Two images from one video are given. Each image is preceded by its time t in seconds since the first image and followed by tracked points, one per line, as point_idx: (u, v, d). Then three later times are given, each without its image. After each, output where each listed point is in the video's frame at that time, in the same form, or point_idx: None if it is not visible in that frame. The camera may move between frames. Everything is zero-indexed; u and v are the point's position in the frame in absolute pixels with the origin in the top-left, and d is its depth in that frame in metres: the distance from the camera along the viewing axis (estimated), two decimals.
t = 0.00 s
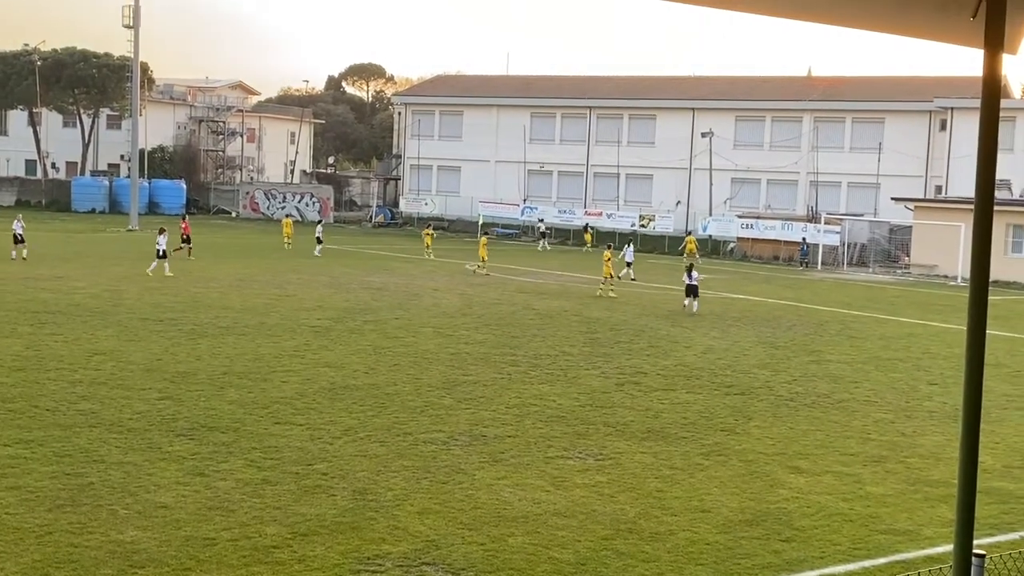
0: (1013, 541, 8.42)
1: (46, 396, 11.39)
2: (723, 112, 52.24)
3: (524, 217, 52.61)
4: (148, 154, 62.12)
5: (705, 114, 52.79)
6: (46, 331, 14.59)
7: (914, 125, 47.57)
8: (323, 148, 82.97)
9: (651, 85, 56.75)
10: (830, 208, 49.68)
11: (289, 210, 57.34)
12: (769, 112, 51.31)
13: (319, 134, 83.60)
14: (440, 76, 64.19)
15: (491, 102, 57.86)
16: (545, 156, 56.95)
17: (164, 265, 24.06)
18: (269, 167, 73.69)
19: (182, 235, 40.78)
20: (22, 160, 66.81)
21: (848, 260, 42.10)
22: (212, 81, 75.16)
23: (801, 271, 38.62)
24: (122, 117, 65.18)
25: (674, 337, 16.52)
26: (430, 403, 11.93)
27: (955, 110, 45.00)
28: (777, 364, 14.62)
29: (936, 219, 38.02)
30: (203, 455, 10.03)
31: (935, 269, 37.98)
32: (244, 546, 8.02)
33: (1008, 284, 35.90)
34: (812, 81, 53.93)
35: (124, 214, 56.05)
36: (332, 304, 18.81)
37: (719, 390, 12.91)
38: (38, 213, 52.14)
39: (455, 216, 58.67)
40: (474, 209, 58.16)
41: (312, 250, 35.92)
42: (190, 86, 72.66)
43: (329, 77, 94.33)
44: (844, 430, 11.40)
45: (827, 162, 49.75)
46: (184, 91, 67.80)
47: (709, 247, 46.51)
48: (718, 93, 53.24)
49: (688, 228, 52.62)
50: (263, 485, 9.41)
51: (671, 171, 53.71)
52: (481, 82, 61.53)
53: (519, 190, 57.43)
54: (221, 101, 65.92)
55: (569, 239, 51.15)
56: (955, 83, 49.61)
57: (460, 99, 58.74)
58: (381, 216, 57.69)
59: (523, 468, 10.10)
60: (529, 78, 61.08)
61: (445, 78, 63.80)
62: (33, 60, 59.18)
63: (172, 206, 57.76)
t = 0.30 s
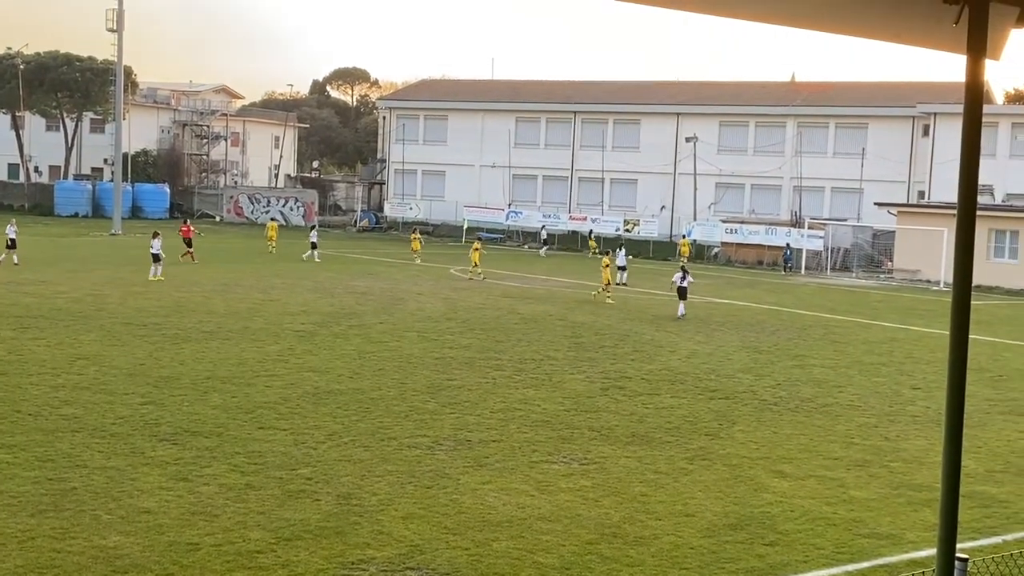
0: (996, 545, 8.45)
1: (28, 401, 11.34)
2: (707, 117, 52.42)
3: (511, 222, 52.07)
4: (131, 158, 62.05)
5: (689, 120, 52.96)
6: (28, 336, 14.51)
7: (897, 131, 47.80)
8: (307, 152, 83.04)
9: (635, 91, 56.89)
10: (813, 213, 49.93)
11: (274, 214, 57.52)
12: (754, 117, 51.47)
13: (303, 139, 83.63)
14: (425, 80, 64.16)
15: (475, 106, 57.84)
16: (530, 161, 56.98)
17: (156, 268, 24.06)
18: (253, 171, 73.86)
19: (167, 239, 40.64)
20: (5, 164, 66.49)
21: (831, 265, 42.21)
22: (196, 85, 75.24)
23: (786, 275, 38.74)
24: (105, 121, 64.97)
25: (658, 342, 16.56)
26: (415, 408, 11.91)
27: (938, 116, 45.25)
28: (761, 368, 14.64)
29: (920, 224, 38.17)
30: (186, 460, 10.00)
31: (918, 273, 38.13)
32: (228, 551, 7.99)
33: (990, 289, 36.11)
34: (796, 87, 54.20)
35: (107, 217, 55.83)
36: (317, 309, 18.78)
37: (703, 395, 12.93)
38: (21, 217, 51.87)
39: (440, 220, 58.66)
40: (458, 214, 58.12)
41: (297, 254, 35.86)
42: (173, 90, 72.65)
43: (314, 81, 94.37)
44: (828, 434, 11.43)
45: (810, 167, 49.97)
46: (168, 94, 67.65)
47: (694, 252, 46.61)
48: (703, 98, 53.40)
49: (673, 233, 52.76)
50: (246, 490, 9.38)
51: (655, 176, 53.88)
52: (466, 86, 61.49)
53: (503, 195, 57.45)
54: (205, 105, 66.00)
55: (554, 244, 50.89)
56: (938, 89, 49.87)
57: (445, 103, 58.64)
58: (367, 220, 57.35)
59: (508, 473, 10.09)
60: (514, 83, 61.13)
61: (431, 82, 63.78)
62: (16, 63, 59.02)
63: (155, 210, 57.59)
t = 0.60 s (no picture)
0: (978, 549, 8.48)
1: (10, 406, 11.28)
2: (692, 122, 52.63)
3: (494, 226, 52.70)
4: (115, 161, 61.84)
5: (675, 125, 53.15)
6: (10, 340, 14.43)
7: (881, 136, 48.11)
8: (292, 157, 83.05)
9: (620, 96, 57.05)
10: (797, 218, 50.19)
11: (258, 218, 57.30)
12: (738, 122, 51.66)
13: (288, 143, 83.62)
14: (411, 84, 64.18)
15: (460, 111, 57.83)
16: (515, 166, 57.02)
17: (151, 273, 24.01)
18: (238, 174, 73.67)
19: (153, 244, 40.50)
20: None
21: (815, 270, 42.34)
22: (180, 89, 75.26)
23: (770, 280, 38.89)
24: (89, 125, 64.77)
25: (642, 346, 16.58)
26: (399, 413, 11.90)
27: (921, 121, 45.58)
28: (746, 373, 14.66)
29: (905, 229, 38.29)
30: (170, 466, 9.96)
31: (901, 278, 38.31)
32: (211, 557, 7.95)
33: (973, 294, 36.35)
34: (780, 93, 54.50)
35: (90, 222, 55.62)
36: (302, 313, 18.74)
37: (688, 400, 12.94)
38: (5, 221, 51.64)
39: (425, 225, 58.67)
40: (444, 218, 58.14)
41: (283, 258, 35.78)
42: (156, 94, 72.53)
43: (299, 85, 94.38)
44: (811, 438, 11.46)
45: (794, 173, 50.24)
46: (152, 98, 67.46)
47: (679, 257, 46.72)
48: (687, 103, 53.61)
49: (658, 238, 52.95)
50: (230, 495, 9.35)
51: (640, 181, 54.05)
52: (451, 91, 61.55)
53: (489, 200, 57.47)
54: (189, 109, 66.00)
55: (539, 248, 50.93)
56: (921, 95, 50.20)
57: (430, 108, 58.58)
58: (352, 224, 56.93)
59: (492, 478, 10.08)
60: (499, 88, 61.21)
61: (417, 86, 63.80)
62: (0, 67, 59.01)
63: (138, 214, 57.40)
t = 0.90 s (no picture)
0: (961, 553, 8.49)
1: None
2: (677, 127, 52.78)
3: (478, 231, 52.88)
4: (98, 166, 61.62)
5: (659, 130, 53.27)
6: None
7: (865, 142, 48.32)
8: (276, 161, 83.05)
9: (606, 101, 57.16)
10: (781, 223, 50.39)
11: (242, 222, 57.64)
12: (723, 128, 51.83)
13: (273, 147, 83.52)
14: (397, 89, 64.19)
15: (446, 115, 57.81)
16: (500, 170, 57.02)
17: (144, 279, 23.96)
18: (222, 179, 73.54)
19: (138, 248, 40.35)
20: None
21: (799, 275, 42.43)
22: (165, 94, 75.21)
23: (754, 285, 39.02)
24: (73, 129, 64.57)
25: (628, 351, 16.59)
26: (384, 418, 11.88)
27: (904, 127, 45.82)
28: (730, 378, 14.68)
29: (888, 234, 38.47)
30: (153, 471, 9.92)
31: (885, 283, 38.48)
32: (195, 562, 7.92)
33: (955, 299, 36.55)
34: (765, 98, 54.75)
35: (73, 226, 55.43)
36: (286, 318, 18.70)
37: (672, 404, 12.95)
38: None
39: (409, 230, 58.66)
40: (428, 223, 58.14)
41: (268, 263, 35.69)
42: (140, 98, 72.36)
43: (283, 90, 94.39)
44: (796, 443, 11.49)
45: (778, 178, 50.45)
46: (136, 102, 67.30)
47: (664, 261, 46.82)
48: (672, 109, 53.75)
49: (643, 243, 53.04)
50: (214, 500, 9.32)
51: (625, 186, 54.15)
52: (437, 96, 61.57)
53: (474, 204, 57.46)
54: (174, 112, 65.85)
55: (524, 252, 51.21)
56: (905, 101, 50.47)
57: (415, 113, 58.55)
58: (336, 229, 57.28)
59: (477, 483, 10.07)
60: (484, 94, 61.24)
61: (403, 91, 63.76)
62: None
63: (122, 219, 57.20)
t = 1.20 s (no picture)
0: (945, 557, 8.51)
1: None
2: (662, 133, 52.99)
3: (465, 236, 52.37)
4: (82, 170, 61.39)
5: (644, 135, 53.48)
6: None
7: (849, 147, 48.66)
8: (261, 166, 82.95)
9: (591, 106, 57.35)
10: (766, 228, 50.67)
11: (228, 228, 57.21)
12: (707, 133, 52.10)
13: (257, 152, 83.44)
14: (382, 94, 64.18)
15: (431, 120, 57.81)
16: (485, 176, 57.09)
17: (139, 284, 23.83)
18: (206, 185, 73.14)
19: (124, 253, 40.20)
20: None
21: (784, 280, 42.58)
22: (149, 98, 74.98)
23: (739, 290, 39.15)
24: (57, 133, 64.34)
25: (613, 356, 16.61)
26: (369, 423, 11.86)
27: (888, 132, 46.13)
28: (716, 383, 14.70)
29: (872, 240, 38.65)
30: (137, 476, 9.88)
31: (869, 289, 38.63)
32: (178, 568, 7.88)
33: (939, 304, 36.81)
34: (749, 104, 55.06)
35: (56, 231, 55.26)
36: (271, 323, 18.65)
37: (657, 409, 12.97)
38: None
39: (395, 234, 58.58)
40: (414, 228, 58.16)
41: (254, 268, 35.60)
42: (125, 103, 72.15)
43: (269, 94, 94.29)
44: (781, 447, 11.51)
45: (762, 183, 50.74)
46: (120, 107, 67.08)
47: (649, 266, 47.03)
48: (657, 114, 53.96)
49: (628, 247, 53.22)
50: (198, 506, 9.28)
51: (610, 191, 54.29)
52: (422, 100, 61.56)
53: (459, 209, 57.47)
54: (158, 117, 65.70)
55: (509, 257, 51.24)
56: (888, 106, 50.83)
57: (401, 117, 58.51)
58: (322, 233, 56.95)
59: (462, 488, 10.05)
60: (469, 98, 61.31)
61: (388, 96, 63.69)
62: None
63: (105, 224, 57.04)
